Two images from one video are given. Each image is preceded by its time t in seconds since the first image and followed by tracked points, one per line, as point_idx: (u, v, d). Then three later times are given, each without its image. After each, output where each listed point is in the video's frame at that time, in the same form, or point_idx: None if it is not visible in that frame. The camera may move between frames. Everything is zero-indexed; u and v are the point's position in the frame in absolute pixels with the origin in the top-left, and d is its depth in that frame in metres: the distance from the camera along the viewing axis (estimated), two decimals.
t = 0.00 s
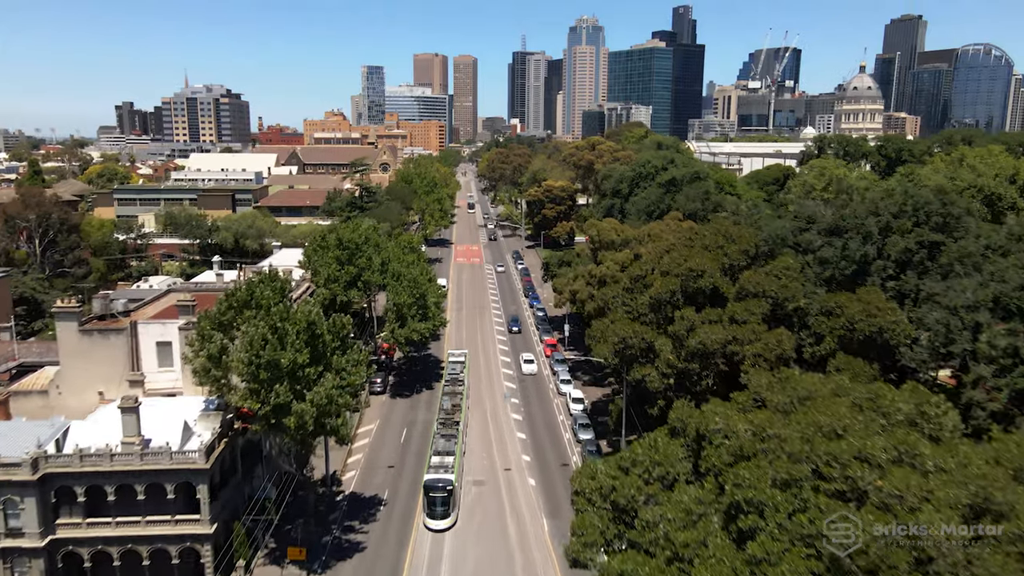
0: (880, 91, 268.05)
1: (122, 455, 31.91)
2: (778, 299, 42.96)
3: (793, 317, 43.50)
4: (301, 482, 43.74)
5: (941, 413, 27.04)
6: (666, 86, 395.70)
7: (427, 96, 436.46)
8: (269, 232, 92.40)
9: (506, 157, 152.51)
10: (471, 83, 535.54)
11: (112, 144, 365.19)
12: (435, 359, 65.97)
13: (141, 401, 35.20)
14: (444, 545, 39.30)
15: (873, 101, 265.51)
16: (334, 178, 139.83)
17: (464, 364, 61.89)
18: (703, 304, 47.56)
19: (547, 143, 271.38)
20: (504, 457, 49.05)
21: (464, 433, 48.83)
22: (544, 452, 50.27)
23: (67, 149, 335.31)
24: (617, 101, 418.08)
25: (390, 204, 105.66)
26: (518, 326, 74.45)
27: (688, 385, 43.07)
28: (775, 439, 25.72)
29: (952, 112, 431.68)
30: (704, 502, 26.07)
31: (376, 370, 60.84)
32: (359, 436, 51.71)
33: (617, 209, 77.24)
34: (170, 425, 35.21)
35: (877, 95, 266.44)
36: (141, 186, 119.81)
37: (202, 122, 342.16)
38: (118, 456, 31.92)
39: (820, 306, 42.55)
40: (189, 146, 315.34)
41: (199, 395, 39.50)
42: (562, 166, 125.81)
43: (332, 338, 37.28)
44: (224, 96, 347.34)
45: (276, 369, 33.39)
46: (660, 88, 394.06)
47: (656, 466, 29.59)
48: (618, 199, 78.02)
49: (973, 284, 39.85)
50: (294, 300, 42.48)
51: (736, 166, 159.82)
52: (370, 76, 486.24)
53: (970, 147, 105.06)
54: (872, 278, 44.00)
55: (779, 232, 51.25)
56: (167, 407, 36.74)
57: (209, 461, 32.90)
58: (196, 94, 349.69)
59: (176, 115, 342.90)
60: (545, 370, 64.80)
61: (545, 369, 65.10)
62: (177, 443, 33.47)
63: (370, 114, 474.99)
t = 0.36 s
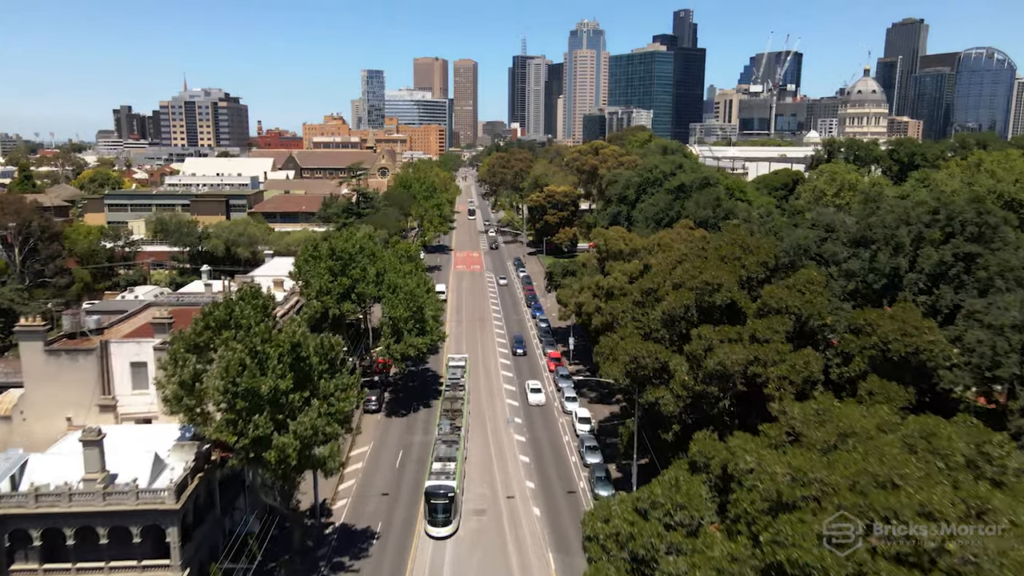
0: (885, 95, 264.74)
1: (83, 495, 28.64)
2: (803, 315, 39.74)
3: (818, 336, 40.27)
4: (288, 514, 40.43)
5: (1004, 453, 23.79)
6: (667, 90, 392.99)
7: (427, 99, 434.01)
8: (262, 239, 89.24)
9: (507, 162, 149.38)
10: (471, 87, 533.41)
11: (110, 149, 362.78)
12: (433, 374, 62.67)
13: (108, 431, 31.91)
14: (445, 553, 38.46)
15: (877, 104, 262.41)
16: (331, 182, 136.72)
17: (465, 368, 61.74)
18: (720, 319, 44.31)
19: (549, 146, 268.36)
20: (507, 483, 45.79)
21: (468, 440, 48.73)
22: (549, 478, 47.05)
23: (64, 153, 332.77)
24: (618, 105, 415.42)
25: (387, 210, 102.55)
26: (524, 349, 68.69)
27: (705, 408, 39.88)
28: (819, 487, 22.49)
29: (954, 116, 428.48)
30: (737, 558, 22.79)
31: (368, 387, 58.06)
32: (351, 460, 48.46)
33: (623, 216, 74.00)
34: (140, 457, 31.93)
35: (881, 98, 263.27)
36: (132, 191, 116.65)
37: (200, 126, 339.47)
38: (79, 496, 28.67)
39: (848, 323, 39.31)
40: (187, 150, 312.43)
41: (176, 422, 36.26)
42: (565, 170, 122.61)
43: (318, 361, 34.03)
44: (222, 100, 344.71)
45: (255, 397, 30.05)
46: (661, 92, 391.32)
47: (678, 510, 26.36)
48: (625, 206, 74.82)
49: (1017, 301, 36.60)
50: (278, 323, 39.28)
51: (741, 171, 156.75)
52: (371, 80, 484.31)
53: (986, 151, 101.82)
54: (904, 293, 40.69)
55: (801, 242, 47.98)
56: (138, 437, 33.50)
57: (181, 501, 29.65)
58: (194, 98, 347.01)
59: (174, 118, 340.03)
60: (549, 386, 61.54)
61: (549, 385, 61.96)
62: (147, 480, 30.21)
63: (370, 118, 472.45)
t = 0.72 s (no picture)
0: (890, 99, 261.87)
1: (32, 546, 25.38)
2: (832, 335, 36.64)
3: (848, 357, 37.10)
4: (272, 551, 37.15)
5: None
6: (668, 94, 390.45)
7: (427, 103, 431.68)
8: (254, 247, 86.13)
9: (509, 166, 146.39)
10: (471, 92, 531.51)
11: (108, 153, 360.40)
12: (432, 391, 59.44)
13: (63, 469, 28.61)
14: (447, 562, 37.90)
15: (882, 108, 259.67)
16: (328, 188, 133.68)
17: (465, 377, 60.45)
18: (740, 337, 41.14)
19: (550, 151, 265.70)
20: (510, 514, 42.50)
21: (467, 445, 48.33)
22: (555, 506, 43.74)
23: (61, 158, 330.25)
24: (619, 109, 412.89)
25: (385, 216, 99.48)
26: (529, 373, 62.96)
27: (725, 434, 36.83)
28: (887, 553, 19.34)
29: (957, 120, 425.67)
30: None
31: (359, 408, 54.68)
32: (343, 487, 45.20)
33: (630, 223, 70.81)
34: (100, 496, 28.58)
35: (886, 102, 260.39)
36: (123, 196, 113.49)
37: (198, 131, 336.87)
38: (27, 546, 25.39)
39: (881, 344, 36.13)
40: (185, 154, 309.85)
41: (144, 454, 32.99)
42: (568, 176, 119.63)
43: (303, 388, 30.81)
44: (220, 104, 342.21)
45: (229, 430, 26.73)
46: (662, 96, 388.72)
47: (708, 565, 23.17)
48: (631, 213, 71.65)
49: None
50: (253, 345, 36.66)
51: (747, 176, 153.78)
52: (371, 85, 482.78)
53: (1002, 156, 98.75)
54: (942, 309, 37.43)
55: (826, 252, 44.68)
56: (101, 472, 30.35)
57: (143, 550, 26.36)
58: (193, 102, 344.53)
59: (172, 122, 337.13)
60: (554, 405, 58.31)
61: (553, 403, 58.84)
62: (107, 525, 26.91)
63: (370, 122, 470.13)
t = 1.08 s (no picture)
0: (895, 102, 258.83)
1: None
2: (867, 358, 33.42)
3: (885, 381, 33.92)
4: None
5: None
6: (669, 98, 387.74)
7: (427, 107, 428.77)
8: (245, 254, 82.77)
9: (510, 171, 143.31)
10: (472, 96, 529.13)
11: (105, 158, 357.51)
12: (429, 409, 56.20)
13: None
14: (448, 570, 37.33)
15: (887, 112, 256.66)
16: (325, 193, 130.56)
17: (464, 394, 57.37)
18: (763, 357, 37.96)
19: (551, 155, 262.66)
20: (514, 548, 39.25)
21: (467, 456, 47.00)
22: (562, 538, 40.50)
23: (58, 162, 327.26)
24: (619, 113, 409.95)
25: (382, 223, 96.34)
26: (536, 404, 57.29)
27: (750, 466, 33.64)
28: None
29: (959, 123, 422.78)
30: None
31: (351, 429, 51.45)
32: (333, 516, 41.92)
33: (638, 231, 67.68)
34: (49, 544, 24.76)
35: (891, 105, 257.23)
36: (113, 202, 110.33)
37: (196, 134, 333.78)
38: None
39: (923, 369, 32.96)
40: (182, 158, 306.76)
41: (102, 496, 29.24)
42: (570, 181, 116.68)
43: (283, 421, 27.58)
44: (219, 108, 339.29)
45: (196, 475, 23.40)
46: (662, 100, 385.72)
47: None
48: (640, 220, 68.46)
49: None
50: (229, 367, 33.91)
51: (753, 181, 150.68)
52: (371, 89, 481.37)
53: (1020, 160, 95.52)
54: (988, 328, 34.17)
55: (854, 265, 41.45)
56: (55, 517, 27.11)
57: None
58: (191, 105, 341.58)
59: (169, 126, 334.15)
60: (559, 425, 55.17)
61: (558, 422, 55.71)
62: None
63: (371, 126, 466.46)
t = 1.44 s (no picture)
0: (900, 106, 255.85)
1: None
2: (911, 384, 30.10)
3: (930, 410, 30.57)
4: None
5: None
6: (670, 102, 385.04)
7: (427, 111, 425.97)
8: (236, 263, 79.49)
9: (512, 175, 140.29)
10: (472, 100, 526.72)
11: (103, 162, 354.74)
12: (427, 430, 52.89)
13: None
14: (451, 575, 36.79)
15: (892, 115, 253.71)
16: (322, 198, 127.41)
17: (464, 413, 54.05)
18: (790, 380, 34.90)
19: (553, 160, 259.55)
20: None
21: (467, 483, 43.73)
22: None
23: (54, 166, 324.43)
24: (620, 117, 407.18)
25: (379, 229, 93.10)
26: (544, 440, 51.25)
27: (780, 501, 30.50)
28: None
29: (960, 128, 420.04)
30: None
31: (342, 455, 48.15)
32: (322, 551, 38.63)
33: (646, 239, 64.40)
34: None
35: (896, 109, 254.31)
36: (102, 207, 107.17)
37: (194, 138, 330.92)
38: None
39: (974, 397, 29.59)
40: (180, 162, 303.86)
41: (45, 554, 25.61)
42: (573, 187, 113.59)
43: (257, 463, 24.23)
44: (217, 111, 336.54)
45: (150, 533, 20.05)
46: (663, 104, 382.94)
47: None
48: (648, 227, 65.11)
49: None
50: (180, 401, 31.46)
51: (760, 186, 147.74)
52: (371, 92, 479.14)
53: None
54: None
55: (888, 279, 38.28)
56: None
57: None
58: (189, 109, 338.90)
59: (167, 130, 331.13)
60: (565, 446, 51.85)
61: (563, 443, 52.43)
62: None
63: (370, 130, 463.89)
